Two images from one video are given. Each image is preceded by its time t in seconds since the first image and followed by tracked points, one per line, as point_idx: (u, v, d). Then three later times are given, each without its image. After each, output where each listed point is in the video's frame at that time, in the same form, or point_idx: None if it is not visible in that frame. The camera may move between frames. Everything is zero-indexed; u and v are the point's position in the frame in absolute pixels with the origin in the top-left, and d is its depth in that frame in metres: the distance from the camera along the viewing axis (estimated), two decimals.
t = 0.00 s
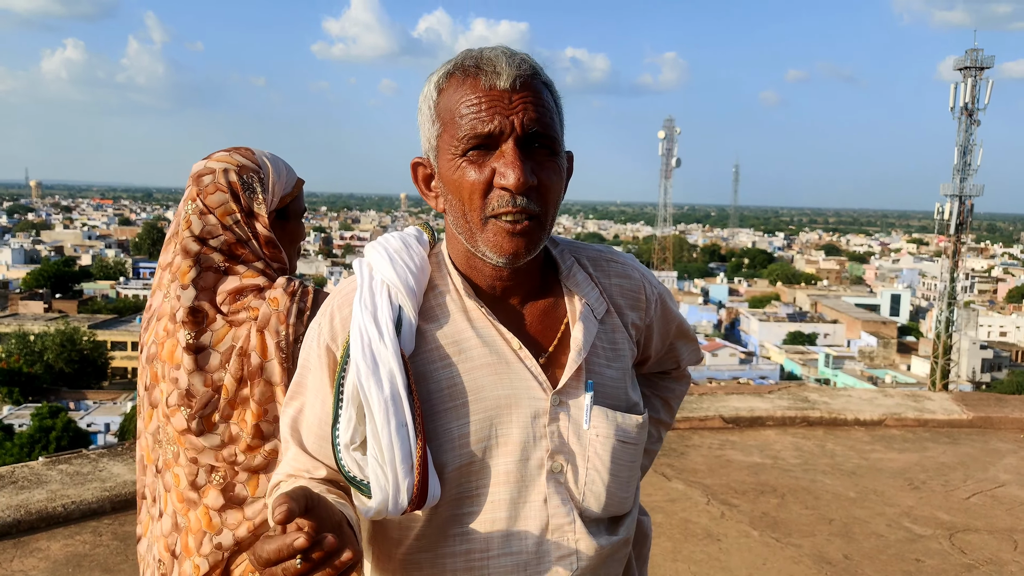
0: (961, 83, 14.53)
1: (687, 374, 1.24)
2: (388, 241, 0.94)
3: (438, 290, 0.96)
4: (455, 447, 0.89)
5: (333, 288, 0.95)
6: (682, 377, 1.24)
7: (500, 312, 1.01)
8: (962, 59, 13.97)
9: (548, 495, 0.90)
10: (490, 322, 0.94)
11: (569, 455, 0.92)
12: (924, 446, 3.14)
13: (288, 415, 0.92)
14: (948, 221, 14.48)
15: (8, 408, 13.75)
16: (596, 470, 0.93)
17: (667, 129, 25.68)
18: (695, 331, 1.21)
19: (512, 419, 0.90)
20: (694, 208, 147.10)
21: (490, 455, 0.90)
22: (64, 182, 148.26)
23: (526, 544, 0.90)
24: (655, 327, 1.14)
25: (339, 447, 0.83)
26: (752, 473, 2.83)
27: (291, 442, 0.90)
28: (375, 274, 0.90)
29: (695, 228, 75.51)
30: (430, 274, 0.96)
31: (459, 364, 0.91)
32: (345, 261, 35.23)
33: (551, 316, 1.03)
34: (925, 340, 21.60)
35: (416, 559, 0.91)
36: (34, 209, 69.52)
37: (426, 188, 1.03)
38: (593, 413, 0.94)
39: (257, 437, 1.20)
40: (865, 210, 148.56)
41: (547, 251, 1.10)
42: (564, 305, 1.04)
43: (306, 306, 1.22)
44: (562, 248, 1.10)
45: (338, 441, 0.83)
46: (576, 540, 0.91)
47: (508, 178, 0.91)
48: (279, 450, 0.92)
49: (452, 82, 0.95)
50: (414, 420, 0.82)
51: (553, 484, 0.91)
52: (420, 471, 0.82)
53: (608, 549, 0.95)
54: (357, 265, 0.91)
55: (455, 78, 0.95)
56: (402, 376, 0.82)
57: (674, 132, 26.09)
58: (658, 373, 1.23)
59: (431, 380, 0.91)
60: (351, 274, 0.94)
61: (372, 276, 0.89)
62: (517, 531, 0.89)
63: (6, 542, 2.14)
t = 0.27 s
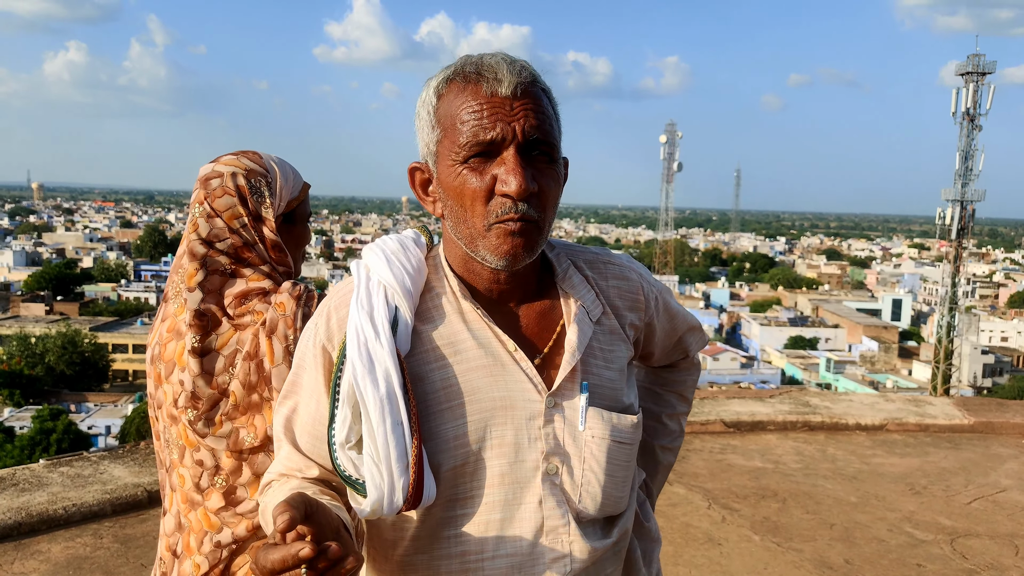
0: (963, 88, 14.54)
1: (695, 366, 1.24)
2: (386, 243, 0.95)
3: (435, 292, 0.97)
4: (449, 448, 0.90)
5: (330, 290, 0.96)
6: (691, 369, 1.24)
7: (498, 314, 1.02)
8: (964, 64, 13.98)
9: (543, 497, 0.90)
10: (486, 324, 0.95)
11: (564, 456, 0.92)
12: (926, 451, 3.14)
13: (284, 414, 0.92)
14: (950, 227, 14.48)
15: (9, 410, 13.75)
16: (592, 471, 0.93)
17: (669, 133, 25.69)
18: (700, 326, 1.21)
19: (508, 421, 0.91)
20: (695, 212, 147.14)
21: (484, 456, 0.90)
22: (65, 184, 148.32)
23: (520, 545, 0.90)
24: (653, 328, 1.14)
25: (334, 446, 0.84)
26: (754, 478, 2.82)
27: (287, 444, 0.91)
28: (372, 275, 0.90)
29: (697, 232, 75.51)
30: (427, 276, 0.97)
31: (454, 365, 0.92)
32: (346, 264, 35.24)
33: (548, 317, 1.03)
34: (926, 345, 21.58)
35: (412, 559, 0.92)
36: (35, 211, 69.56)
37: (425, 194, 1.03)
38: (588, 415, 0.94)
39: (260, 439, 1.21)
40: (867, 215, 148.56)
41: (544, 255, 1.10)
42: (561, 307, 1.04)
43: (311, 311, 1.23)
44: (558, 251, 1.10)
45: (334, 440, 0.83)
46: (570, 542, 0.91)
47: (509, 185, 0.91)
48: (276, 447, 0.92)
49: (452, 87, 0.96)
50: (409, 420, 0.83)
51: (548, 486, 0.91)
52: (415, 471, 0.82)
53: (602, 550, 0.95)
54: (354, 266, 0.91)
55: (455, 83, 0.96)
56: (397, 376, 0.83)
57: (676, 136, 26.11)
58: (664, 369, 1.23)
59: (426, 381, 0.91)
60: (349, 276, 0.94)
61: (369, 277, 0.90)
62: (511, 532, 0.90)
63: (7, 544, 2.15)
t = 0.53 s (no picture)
0: (963, 86, 14.53)
1: (691, 368, 1.24)
2: (380, 239, 0.95)
3: (427, 288, 0.97)
4: (436, 444, 0.90)
5: (325, 287, 0.96)
6: (687, 371, 1.24)
7: (491, 312, 1.02)
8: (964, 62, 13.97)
9: (531, 494, 0.90)
10: (477, 321, 0.95)
11: (553, 454, 0.92)
12: (926, 449, 3.14)
13: (277, 408, 0.92)
14: (950, 225, 14.47)
15: (10, 411, 13.75)
16: (582, 469, 0.93)
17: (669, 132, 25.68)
18: (697, 327, 1.21)
19: (497, 418, 0.91)
20: (695, 211, 147.18)
21: (472, 452, 0.90)
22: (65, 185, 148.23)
23: (507, 542, 0.90)
24: (650, 328, 1.14)
25: (322, 439, 0.84)
26: (754, 477, 2.82)
27: (279, 436, 0.91)
28: (366, 270, 0.91)
29: (697, 231, 75.50)
30: (421, 273, 0.97)
31: (444, 360, 0.92)
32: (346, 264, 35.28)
33: (540, 316, 1.03)
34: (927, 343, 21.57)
35: (400, 555, 0.92)
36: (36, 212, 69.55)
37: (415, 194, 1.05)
38: (578, 414, 0.94)
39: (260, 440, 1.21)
40: (867, 213, 148.56)
41: (541, 253, 1.10)
42: (554, 306, 1.04)
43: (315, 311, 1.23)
44: (554, 251, 1.10)
45: (320, 434, 0.84)
46: (557, 540, 0.91)
47: (472, 193, 0.92)
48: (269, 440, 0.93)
49: (434, 94, 0.96)
50: (395, 413, 0.83)
51: (537, 484, 0.91)
52: (400, 464, 0.82)
53: (590, 547, 0.95)
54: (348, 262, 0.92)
55: (437, 88, 0.96)
56: (385, 370, 0.83)
57: (675, 135, 26.09)
58: (662, 370, 1.24)
59: (416, 376, 0.91)
60: (344, 272, 0.94)
61: (362, 272, 0.90)
62: (498, 529, 0.90)
63: (8, 545, 2.15)
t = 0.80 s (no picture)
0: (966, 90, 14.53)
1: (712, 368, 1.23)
2: (392, 239, 0.95)
3: (436, 288, 0.97)
4: (437, 446, 0.90)
5: (337, 286, 0.97)
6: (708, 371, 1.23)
7: (500, 314, 1.02)
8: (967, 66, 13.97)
9: (533, 500, 0.91)
10: (484, 323, 0.95)
11: (557, 459, 0.92)
12: (929, 454, 3.14)
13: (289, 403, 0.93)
14: (953, 229, 14.45)
15: (12, 412, 13.76)
16: (588, 476, 0.93)
17: (671, 135, 25.69)
18: (717, 330, 1.20)
19: (502, 422, 0.91)
20: (697, 214, 147.19)
21: (474, 455, 0.90)
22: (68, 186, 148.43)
23: (506, 546, 0.90)
24: (667, 333, 1.12)
25: (324, 435, 0.85)
26: (756, 480, 2.82)
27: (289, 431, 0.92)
28: (376, 270, 0.92)
29: (700, 234, 75.49)
30: (433, 272, 0.97)
31: (451, 361, 0.92)
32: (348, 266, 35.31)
33: (550, 320, 1.03)
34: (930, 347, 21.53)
35: (400, 554, 0.93)
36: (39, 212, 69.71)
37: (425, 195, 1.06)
38: (583, 419, 0.94)
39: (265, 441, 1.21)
40: (869, 216, 148.43)
41: (555, 253, 1.08)
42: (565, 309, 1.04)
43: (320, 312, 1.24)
44: (570, 252, 1.08)
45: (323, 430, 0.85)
46: (557, 547, 0.91)
47: (430, 207, 0.92)
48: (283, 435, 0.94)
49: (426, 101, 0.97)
50: (395, 414, 0.83)
51: (539, 489, 0.91)
52: (398, 465, 0.83)
53: (592, 555, 0.95)
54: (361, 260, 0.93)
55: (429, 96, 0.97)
56: (388, 369, 0.83)
57: (678, 139, 26.10)
58: (681, 370, 1.23)
59: (421, 376, 0.92)
60: (355, 271, 0.95)
61: (373, 271, 0.91)
62: (498, 533, 0.90)
63: (10, 545, 2.15)
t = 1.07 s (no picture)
0: (971, 89, 14.50)
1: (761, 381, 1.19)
2: (426, 232, 0.98)
3: (466, 277, 0.98)
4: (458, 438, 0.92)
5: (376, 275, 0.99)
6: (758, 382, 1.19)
7: (531, 311, 1.03)
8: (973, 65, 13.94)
9: (552, 502, 0.91)
10: (513, 319, 0.95)
11: (580, 460, 0.92)
12: (933, 453, 3.14)
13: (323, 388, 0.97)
14: (957, 228, 14.43)
15: (17, 409, 13.80)
16: (612, 479, 0.92)
17: (675, 133, 25.67)
18: (768, 342, 1.16)
19: (524, 419, 0.92)
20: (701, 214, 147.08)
21: (494, 451, 0.91)
22: (72, 183, 148.47)
23: (522, 546, 0.90)
24: (709, 341, 1.08)
25: (349, 418, 0.88)
26: (759, 479, 2.82)
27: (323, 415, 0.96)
28: (408, 259, 0.94)
29: (703, 233, 75.44)
30: (464, 264, 0.99)
31: (476, 353, 0.93)
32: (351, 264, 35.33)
33: (581, 318, 1.03)
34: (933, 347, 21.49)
35: (419, 546, 0.95)
36: (44, 210, 69.92)
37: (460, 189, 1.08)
38: (609, 422, 0.93)
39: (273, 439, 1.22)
40: (873, 215, 148.16)
41: (594, 251, 1.07)
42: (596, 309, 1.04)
43: (320, 309, 1.24)
44: (606, 251, 1.06)
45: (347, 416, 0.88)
46: (575, 551, 0.91)
47: (460, 204, 0.93)
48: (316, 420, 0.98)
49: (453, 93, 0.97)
50: (417, 402, 0.85)
51: (560, 490, 0.91)
52: (417, 453, 0.85)
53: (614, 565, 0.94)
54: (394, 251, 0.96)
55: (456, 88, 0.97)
56: (411, 357, 0.85)
57: (681, 137, 26.07)
58: (729, 380, 1.19)
59: (443, 368, 0.93)
60: (389, 262, 0.98)
61: (405, 261, 0.94)
62: (515, 531, 0.90)
63: (15, 541, 2.16)
